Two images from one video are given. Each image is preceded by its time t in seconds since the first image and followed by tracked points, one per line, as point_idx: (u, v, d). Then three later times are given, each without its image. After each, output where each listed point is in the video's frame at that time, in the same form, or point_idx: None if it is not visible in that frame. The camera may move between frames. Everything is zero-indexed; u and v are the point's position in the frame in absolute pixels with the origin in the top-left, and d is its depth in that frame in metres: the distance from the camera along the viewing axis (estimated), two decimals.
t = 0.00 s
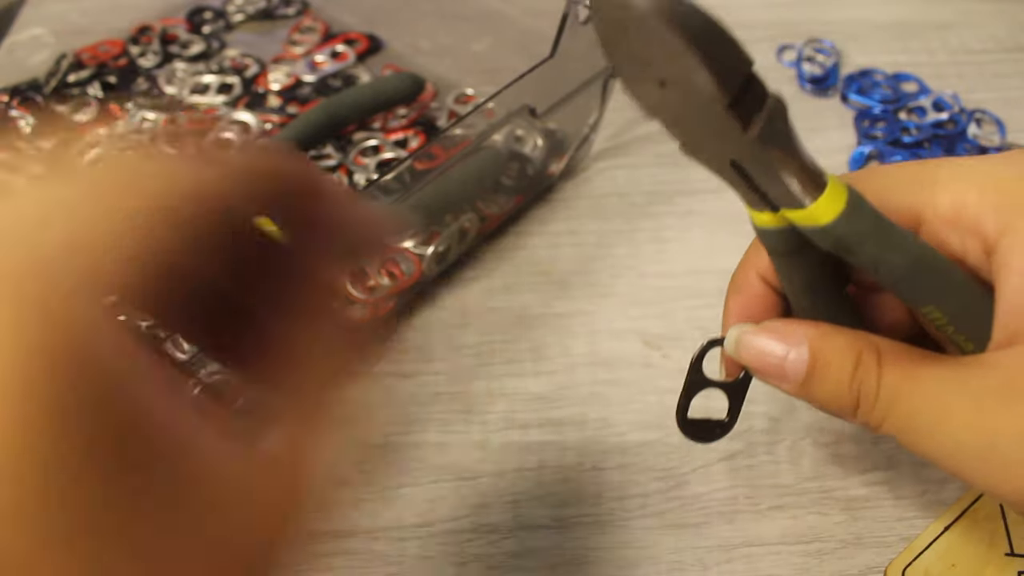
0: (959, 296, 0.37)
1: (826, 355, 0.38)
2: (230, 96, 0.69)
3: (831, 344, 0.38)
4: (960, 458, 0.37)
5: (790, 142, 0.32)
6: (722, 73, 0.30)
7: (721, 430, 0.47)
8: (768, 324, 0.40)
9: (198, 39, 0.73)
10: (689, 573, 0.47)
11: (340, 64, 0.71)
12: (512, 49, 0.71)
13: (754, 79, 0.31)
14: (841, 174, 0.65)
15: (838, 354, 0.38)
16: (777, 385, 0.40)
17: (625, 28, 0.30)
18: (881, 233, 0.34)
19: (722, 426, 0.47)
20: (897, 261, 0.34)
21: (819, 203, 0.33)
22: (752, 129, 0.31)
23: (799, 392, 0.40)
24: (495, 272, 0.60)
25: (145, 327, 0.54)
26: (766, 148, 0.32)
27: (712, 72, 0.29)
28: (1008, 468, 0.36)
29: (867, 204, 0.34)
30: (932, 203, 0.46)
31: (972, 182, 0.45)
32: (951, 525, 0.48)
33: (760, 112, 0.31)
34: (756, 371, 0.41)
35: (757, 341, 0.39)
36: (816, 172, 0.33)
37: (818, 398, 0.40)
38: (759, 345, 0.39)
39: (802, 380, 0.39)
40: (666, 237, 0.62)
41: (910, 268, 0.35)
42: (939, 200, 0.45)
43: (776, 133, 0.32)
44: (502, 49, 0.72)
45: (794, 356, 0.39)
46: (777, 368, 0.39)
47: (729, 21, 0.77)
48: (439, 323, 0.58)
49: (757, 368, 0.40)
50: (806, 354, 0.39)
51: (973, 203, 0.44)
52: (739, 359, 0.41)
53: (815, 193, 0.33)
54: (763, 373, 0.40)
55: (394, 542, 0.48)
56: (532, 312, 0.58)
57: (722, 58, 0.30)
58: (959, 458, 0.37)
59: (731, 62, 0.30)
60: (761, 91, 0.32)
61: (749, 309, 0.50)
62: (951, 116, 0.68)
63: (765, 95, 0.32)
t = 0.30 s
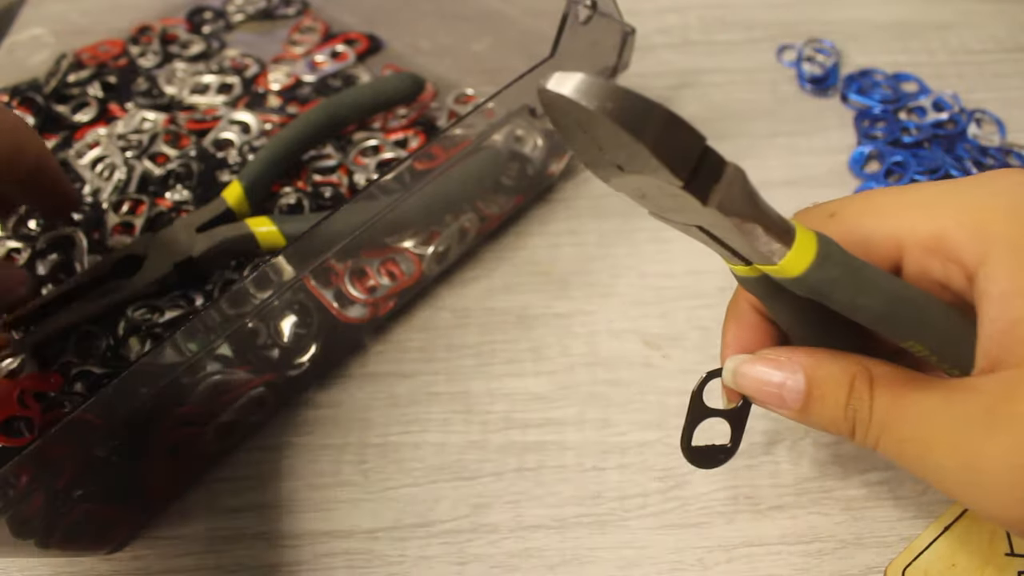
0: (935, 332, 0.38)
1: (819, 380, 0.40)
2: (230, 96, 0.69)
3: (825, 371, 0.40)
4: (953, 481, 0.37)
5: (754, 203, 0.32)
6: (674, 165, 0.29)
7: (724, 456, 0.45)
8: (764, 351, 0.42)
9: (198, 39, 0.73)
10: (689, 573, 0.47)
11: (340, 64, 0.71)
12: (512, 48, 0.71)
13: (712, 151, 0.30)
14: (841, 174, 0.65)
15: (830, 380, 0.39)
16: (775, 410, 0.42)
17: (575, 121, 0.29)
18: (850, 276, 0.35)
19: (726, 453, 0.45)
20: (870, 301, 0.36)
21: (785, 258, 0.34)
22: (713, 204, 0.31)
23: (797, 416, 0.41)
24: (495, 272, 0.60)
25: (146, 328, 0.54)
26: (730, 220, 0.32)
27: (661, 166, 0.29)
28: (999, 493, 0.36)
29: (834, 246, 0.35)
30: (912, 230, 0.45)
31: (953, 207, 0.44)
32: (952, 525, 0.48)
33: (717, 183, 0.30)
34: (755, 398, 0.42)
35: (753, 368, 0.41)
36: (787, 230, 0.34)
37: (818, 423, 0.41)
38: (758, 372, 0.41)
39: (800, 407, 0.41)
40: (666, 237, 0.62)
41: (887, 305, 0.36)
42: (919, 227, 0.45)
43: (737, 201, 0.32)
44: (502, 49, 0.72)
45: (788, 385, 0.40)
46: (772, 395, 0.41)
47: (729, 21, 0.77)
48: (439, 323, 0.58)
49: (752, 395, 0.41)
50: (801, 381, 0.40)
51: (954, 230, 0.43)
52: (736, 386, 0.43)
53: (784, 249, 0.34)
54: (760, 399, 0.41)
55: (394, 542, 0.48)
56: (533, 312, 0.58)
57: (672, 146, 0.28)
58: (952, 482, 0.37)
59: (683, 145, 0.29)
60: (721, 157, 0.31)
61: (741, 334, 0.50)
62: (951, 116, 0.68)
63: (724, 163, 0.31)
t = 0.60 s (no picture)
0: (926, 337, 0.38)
1: (810, 383, 0.40)
2: (230, 96, 0.69)
3: (815, 374, 0.40)
4: (944, 482, 0.37)
5: (742, 207, 0.32)
6: (659, 169, 0.29)
7: (717, 455, 0.48)
8: (758, 355, 0.42)
9: (198, 39, 0.73)
10: (689, 573, 0.47)
11: (340, 64, 0.71)
12: (512, 48, 0.71)
13: (699, 156, 0.30)
14: (841, 174, 0.65)
15: (820, 383, 0.40)
16: (768, 412, 0.42)
17: (565, 128, 0.29)
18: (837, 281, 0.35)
19: (718, 451, 0.49)
20: (857, 305, 0.36)
21: (772, 262, 0.34)
22: (701, 208, 0.31)
23: (789, 418, 0.42)
24: (494, 272, 0.61)
25: (147, 326, 0.54)
26: (717, 223, 0.32)
27: (647, 171, 0.29)
28: (988, 493, 0.36)
29: (821, 250, 0.35)
30: (901, 236, 0.45)
31: (937, 215, 0.44)
32: (951, 525, 0.48)
33: (705, 188, 0.31)
34: (749, 401, 0.43)
35: (746, 371, 0.41)
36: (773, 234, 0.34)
37: (810, 426, 0.42)
38: (750, 375, 0.41)
39: (791, 410, 0.41)
40: (666, 238, 0.62)
41: (872, 309, 0.36)
42: (907, 233, 0.44)
43: (725, 206, 0.32)
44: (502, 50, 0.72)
45: (779, 387, 0.41)
46: (765, 397, 0.41)
47: (729, 21, 0.77)
48: (439, 324, 0.58)
49: (746, 398, 0.42)
50: (792, 384, 0.40)
51: (941, 236, 0.43)
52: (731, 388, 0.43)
53: (771, 252, 0.34)
54: (753, 400, 0.42)
55: (394, 542, 0.48)
56: (533, 312, 0.58)
57: (658, 150, 0.29)
58: (943, 483, 0.37)
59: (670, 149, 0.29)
60: (708, 162, 0.31)
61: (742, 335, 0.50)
62: (951, 116, 0.68)
63: (711, 168, 0.31)
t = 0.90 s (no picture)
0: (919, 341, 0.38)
1: (806, 387, 0.41)
2: (230, 96, 0.69)
3: (811, 378, 0.40)
4: (940, 484, 0.37)
5: (733, 217, 0.33)
6: (650, 180, 0.30)
7: (718, 459, 0.48)
8: (756, 360, 0.43)
9: (198, 39, 0.73)
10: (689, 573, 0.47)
11: (340, 64, 0.71)
12: (512, 48, 0.71)
13: (688, 168, 0.32)
14: (840, 174, 0.65)
15: (817, 388, 0.40)
16: (767, 416, 0.43)
17: (560, 143, 0.31)
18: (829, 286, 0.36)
19: (719, 455, 0.48)
20: (848, 310, 0.37)
21: (767, 269, 0.35)
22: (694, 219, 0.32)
23: (788, 422, 0.42)
24: (494, 272, 0.61)
25: (147, 324, 0.54)
26: (711, 233, 0.33)
27: (639, 182, 0.30)
28: (982, 495, 0.36)
29: (813, 257, 0.36)
30: (894, 242, 0.44)
31: (929, 220, 0.43)
32: (952, 524, 0.48)
33: (695, 198, 0.32)
34: (747, 405, 0.43)
35: (743, 376, 0.42)
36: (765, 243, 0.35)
37: (808, 429, 0.42)
38: (746, 380, 0.42)
39: (789, 414, 0.42)
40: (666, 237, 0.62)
41: (863, 314, 0.37)
42: (900, 239, 0.44)
43: (717, 216, 0.32)
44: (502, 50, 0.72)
45: (775, 392, 0.41)
46: (762, 401, 0.42)
47: (729, 21, 0.77)
48: (439, 323, 0.58)
49: (744, 403, 0.43)
50: (789, 389, 0.41)
51: (932, 243, 0.43)
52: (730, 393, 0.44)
53: (764, 260, 0.35)
54: (751, 405, 0.43)
55: (394, 542, 0.48)
56: (533, 312, 0.58)
57: (647, 161, 0.30)
58: (939, 485, 0.38)
59: (658, 160, 0.30)
60: (698, 173, 0.32)
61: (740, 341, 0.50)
62: (951, 116, 0.68)
63: (701, 180, 0.32)
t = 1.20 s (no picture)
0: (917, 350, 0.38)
1: (805, 397, 0.40)
2: (230, 96, 0.69)
3: (810, 388, 0.40)
4: (937, 492, 0.38)
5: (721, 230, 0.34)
6: (640, 201, 0.31)
7: (718, 466, 0.49)
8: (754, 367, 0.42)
9: (198, 39, 0.73)
10: (689, 573, 0.47)
11: (340, 64, 0.71)
12: (512, 48, 0.71)
13: (677, 187, 0.32)
14: (840, 174, 0.65)
15: (816, 398, 0.40)
16: (764, 423, 0.43)
17: (551, 165, 0.31)
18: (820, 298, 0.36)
19: (720, 462, 0.49)
20: (841, 321, 0.37)
21: (758, 281, 0.35)
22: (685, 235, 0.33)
23: (785, 428, 0.42)
24: (494, 272, 0.61)
25: (150, 326, 0.54)
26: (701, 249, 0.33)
27: (630, 204, 0.31)
28: (977, 503, 0.37)
29: (805, 270, 0.36)
30: (887, 251, 0.44)
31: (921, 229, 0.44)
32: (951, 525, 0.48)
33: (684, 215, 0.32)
34: (746, 413, 0.43)
35: (743, 384, 0.42)
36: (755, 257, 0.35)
37: (805, 436, 0.42)
38: (745, 388, 0.42)
39: (787, 422, 0.41)
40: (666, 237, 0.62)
41: (856, 324, 0.37)
42: (895, 248, 0.44)
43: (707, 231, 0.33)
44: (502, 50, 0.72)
45: (773, 401, 0.41)
46: (760, 409, 0.42)
47: (729, 21, 0.77)
48: (439, 324, 0.58)
49: (741, 410, 0.43)
50: (787, 399, 0.41)
51: (927, 251, 0.43)
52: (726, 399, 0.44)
53: (755, 272, 0.35)
54: (748, 412, 0.42)
55: (394, 542, 0.48)
56: (533, 312, 0.58)
57: (636, 183, 0.30)
58: (936, 493, 0.38)
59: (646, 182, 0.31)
60: (687, 191, 0.33)
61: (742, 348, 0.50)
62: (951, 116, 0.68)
63: (690, 198, 0.32)
